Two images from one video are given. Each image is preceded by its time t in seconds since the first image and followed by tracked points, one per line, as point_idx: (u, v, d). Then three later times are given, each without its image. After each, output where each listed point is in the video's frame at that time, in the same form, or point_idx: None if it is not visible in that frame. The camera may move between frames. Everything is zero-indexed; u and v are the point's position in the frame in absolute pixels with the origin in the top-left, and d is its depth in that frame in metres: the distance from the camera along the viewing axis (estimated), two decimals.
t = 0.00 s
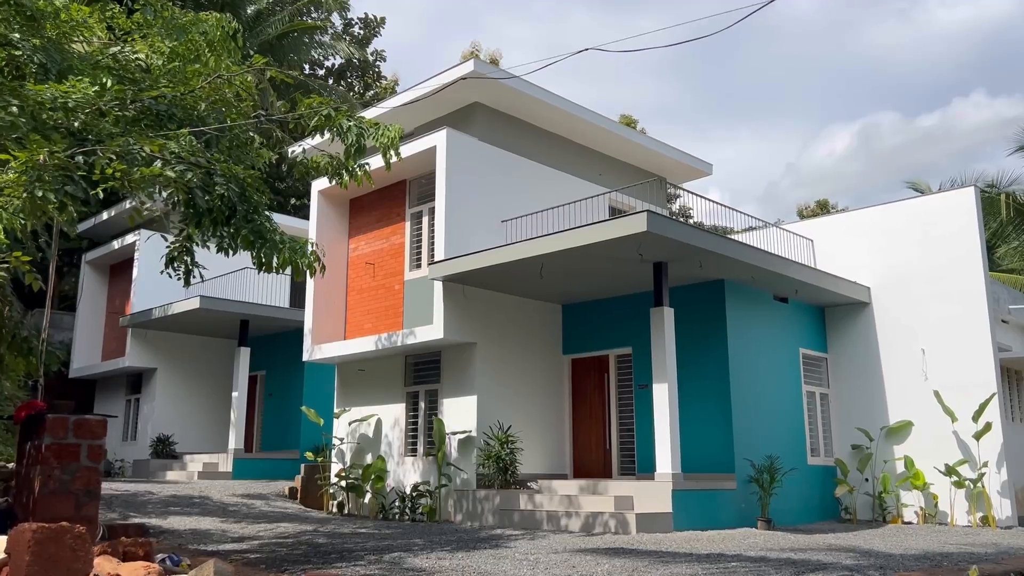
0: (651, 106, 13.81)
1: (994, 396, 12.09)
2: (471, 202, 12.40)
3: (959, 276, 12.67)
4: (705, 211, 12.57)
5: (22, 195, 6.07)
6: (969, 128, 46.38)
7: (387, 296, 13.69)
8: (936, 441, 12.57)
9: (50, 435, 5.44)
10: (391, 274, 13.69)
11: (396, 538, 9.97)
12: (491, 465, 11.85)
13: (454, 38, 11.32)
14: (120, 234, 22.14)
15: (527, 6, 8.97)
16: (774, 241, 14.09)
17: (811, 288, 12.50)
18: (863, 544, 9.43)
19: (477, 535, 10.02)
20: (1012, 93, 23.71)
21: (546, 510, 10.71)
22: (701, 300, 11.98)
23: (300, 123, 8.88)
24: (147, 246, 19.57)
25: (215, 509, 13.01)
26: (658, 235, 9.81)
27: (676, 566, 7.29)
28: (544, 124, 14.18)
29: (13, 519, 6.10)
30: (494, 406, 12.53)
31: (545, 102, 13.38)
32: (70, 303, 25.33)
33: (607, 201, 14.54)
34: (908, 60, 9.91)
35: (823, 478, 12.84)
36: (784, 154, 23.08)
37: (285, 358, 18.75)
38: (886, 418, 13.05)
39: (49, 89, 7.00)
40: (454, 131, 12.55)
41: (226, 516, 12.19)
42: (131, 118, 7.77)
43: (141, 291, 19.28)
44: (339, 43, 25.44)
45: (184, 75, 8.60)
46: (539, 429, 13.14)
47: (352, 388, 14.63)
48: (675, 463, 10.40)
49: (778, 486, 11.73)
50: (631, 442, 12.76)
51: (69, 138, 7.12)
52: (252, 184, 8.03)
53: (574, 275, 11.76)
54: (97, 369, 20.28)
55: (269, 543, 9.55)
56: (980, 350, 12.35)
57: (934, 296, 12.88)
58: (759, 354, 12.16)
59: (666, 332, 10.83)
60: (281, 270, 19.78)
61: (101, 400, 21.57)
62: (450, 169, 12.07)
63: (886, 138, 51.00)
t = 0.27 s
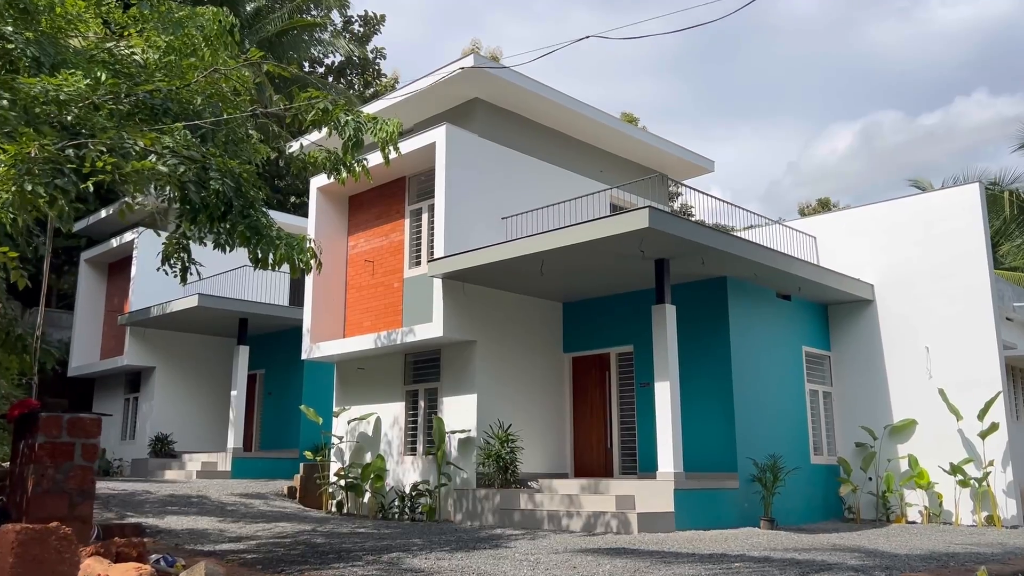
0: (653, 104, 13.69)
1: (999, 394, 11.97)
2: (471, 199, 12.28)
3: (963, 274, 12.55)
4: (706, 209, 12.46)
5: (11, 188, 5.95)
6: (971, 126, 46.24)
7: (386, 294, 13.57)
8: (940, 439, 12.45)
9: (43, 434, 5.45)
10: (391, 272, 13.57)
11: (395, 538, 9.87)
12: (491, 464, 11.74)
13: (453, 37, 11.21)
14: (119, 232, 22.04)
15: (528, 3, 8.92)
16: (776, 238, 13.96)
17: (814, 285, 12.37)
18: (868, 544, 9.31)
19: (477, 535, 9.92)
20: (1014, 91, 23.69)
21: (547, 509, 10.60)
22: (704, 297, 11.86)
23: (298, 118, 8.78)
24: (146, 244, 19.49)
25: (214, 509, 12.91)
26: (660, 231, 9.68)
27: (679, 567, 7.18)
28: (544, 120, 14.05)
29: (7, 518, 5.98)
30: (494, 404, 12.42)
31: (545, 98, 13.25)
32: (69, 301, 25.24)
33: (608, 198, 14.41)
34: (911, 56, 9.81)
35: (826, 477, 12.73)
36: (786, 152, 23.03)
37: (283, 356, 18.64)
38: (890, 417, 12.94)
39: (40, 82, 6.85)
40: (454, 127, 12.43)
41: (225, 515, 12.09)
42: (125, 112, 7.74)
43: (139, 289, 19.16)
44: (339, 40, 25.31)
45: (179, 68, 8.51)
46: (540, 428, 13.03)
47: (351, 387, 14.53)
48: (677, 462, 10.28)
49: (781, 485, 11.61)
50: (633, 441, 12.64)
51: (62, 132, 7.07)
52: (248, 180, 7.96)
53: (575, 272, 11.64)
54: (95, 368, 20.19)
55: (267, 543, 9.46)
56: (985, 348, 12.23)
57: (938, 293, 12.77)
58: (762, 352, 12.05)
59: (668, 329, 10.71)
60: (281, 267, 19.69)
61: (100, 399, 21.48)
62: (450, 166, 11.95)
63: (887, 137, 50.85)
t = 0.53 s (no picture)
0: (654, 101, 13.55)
1: (1005, 392, 11.83)
2: (470, 195, 12.15)
3: (968, 270, 12.41)
4: (709, 204, 12.32)
5: None
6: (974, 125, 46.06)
7: (385, 291, 13.44)
8: (945, 438, 12.31)
9: (34, 432, 5.37)
10: (389, 268, 13.44)
11: (393, 538, 9.74)
12: (490, 463, 11.61)
13: (452, 32, 11.04)
14: (116, 229, 21.90)
15: None
16: (779, 234, 13.83)
17: (818, 282, 12.24)
18: (872, 543, 9.17)
19: (476, 534, 9.78)
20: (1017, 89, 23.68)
21: (547, 509, 10.47)
22: (707, 294, 11.73)
23: (294, 111, 8.65)
24: (143, 241, 19.33)
25: (211, 508, 12.79)
26: (662, 226, 9.54)
27: (681, 567, 7.04)
28: (544, 115, 13.91)
29: None
30: (494, 402, 12.29)
31: (546, 93, 13.11)
32: (66, 299, 25.11)
33: (609, 194, 14.28)
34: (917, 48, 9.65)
35: (830, 476, 12.59)
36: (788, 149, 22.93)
37: (282, 354, 18.52)
38: (894, 415, 12.80)
39: (29, 73, 6.74)
40: (453, 122, 12.29)
41: (221, 515, 11.96)
42: (117, 105, 7.62)
43: (137, 287, 19.03)
44: (338, 37, 25.16)
45: (172, 61, 8.34)
46: (540, 426, 12.90)
47: (349, 385, 14.39)
48: (679, 461, 10.14)
49: (784, 483, 11.48)
50: (634, 439, 12.50)
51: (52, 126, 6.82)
52: (242, 173, 7.87)
53: (576, 268, 11.49)
54: (93, 366, 20.07)
55: (263, 542, 9.33)
56: (991, 345, 12.08)
57: (942, 290, 12.63)
58: (765, 350, 11.91)
59: (670, 326, 10.56)
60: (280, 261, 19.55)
61: (98, 397, 21.36)
62: (449, 161, 11.82)
63: (889, 135, 50.73)
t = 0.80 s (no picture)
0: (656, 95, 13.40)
1: (1011, 391, 11.68)
2: (470, 191, 12.02)
3: (973, 267, 12.27)
4: (710, 200, 12.19)
5: None
6: (976, 123, 45.92)
7: (384, 289, 13.31)
8: (950, 437, 12.17)
9: (25, 431, 5.20)
10: (388, 266, 13.32)
11: (391, 538, 9.62)
12: (490, 462, 11.46)
13: (451, 29, 10.90)
14: (114, 226, 21.77)
15: None
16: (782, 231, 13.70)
17: (821, 279, 12.10)
18: (878, 544, 9.03)
19: (475, 535, 9.66)
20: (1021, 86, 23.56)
21: (547, 509, 10.35)
22: (709, 292, 11.60)
23: (291, 106, 8.52)
24: (140, 239, 19.19)
25: (207, 508, 12.67)
26: (664, 222, 9.40)
27: (683, 569, 6.92)
28: (544, 111, 13.77)
29: None
30: (494, 401, 12.16)
31: (546, 88, 12.98)
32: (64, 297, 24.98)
33: (610, 190, 14.14)
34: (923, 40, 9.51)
35: (833, 475, 12.46)
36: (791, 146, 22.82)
37: (280, 353, 18.39)
38: (898, 414, 12.67)
39: (18, 65, 6.57)
40: (452, 117, 12.15)
41: (218, 515, 11.84)
42: (108, 98, 7.48)
43: (134, 284, 18.93)
44: (337, 34, 25.04)
45: (168, 55, 8.18)
46: (540, 425, 12.77)
47: (348, 383, 14.26)
48: (680, 460, 10.02)
49: (788, 483, 11.36)
50: (635, 438, 12.36)
51: (42, 119, 6.88)
52: (236, 167, 7.76)
53: (576, 265, 11.35)
54: (90, 365, 19.96)
55: (259, 543, 9.22)
56: (996, 343, 11.94)
57: (947, 288, 12.49)
58: (767, 347, 11.78)
59: (671, 324, 10.43)
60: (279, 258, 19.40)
61: (96, 396, 21.26)
62: (448, 157, 11.69)
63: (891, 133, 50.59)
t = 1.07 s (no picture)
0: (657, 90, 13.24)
1: (1017, 388, 11.51)
2: (469, 186, 11.88)
3: (979, 263, 12.12)
4: (712, 195, 12.04)
5: None
6: (978, 121, 45.76)
7: (382, 286, 13.17)
8: (955, 435, 12.02)
9: (14, 429, 5.00)
10: (386, 262, 13.17)
11: (388, 538, 9.47)
12: (489, 461, 11.31)
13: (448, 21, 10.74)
14: (111, 224, 21.63)
15: None
16: (784, 227, 13.55)
17: (824, 275, 11.94)
18: (883, 544, 8.88)
19: (474, 534, 9.52)
20: None
21: (547, 508, 10.20)
22: (710, 288, 11.46)
23: (286, 98, 8.36)
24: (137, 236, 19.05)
25: (203, 507, 12.52)
26: (665, 217, 9.25)
27: (685, 570, 6.77)
28: (544, 106, 13.61)
29: None
30: (494, 399, 12.02)
31: (546, 83, 12.83)
32: (61, 295, 24.85)
33: (610, 185, 13.98)
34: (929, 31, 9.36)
35: (836, 474, 12.31)
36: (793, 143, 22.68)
37: (278, 351, 18.25)
38: (902, 412, 12.53)
39: (4, 54, 6.46)
40: (451, 112, 12.00)
41: (213, 514, 11.70)
42: (98, 89, 7.37)
43: (131, 281, 18.79)
44: (337, 30, 24.89)
45: (160, 46, 8.03)
46: (540, 423, 12.63)
47: (346, 381, 14.11)
48: (682, 458, 9.87)
49: (791, 482, 11.21)
50: (636, 437, 12.22)
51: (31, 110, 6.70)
52: (230, 160, 7.62)
53: (577, 262, 11.19)
54: (87, 363, 19.81)
55: (254, 543, 9.07)
56: (1001, 340, 11.79)
57: (952, 284, 12.34)
58: (770, 344, 11.64)
59: (673, 321, 10.28)
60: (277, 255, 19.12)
61: (93, 394, 21.12)
62: (446, 152, 11.54)
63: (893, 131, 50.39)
